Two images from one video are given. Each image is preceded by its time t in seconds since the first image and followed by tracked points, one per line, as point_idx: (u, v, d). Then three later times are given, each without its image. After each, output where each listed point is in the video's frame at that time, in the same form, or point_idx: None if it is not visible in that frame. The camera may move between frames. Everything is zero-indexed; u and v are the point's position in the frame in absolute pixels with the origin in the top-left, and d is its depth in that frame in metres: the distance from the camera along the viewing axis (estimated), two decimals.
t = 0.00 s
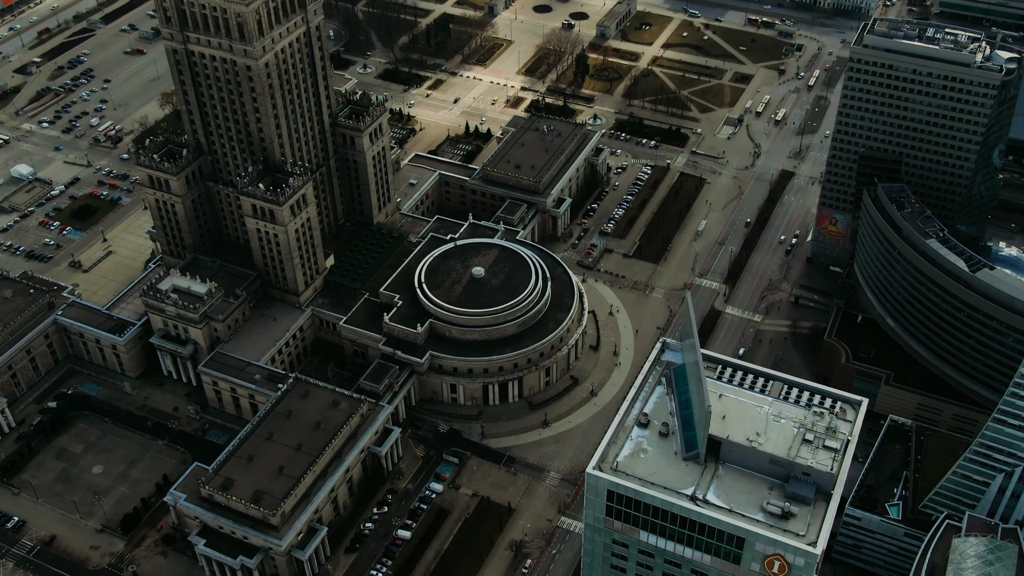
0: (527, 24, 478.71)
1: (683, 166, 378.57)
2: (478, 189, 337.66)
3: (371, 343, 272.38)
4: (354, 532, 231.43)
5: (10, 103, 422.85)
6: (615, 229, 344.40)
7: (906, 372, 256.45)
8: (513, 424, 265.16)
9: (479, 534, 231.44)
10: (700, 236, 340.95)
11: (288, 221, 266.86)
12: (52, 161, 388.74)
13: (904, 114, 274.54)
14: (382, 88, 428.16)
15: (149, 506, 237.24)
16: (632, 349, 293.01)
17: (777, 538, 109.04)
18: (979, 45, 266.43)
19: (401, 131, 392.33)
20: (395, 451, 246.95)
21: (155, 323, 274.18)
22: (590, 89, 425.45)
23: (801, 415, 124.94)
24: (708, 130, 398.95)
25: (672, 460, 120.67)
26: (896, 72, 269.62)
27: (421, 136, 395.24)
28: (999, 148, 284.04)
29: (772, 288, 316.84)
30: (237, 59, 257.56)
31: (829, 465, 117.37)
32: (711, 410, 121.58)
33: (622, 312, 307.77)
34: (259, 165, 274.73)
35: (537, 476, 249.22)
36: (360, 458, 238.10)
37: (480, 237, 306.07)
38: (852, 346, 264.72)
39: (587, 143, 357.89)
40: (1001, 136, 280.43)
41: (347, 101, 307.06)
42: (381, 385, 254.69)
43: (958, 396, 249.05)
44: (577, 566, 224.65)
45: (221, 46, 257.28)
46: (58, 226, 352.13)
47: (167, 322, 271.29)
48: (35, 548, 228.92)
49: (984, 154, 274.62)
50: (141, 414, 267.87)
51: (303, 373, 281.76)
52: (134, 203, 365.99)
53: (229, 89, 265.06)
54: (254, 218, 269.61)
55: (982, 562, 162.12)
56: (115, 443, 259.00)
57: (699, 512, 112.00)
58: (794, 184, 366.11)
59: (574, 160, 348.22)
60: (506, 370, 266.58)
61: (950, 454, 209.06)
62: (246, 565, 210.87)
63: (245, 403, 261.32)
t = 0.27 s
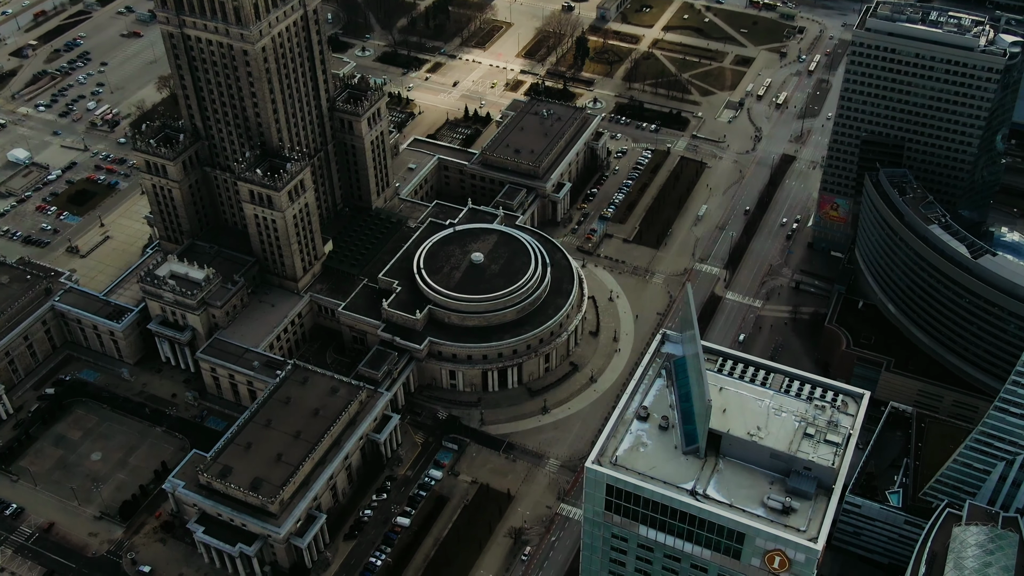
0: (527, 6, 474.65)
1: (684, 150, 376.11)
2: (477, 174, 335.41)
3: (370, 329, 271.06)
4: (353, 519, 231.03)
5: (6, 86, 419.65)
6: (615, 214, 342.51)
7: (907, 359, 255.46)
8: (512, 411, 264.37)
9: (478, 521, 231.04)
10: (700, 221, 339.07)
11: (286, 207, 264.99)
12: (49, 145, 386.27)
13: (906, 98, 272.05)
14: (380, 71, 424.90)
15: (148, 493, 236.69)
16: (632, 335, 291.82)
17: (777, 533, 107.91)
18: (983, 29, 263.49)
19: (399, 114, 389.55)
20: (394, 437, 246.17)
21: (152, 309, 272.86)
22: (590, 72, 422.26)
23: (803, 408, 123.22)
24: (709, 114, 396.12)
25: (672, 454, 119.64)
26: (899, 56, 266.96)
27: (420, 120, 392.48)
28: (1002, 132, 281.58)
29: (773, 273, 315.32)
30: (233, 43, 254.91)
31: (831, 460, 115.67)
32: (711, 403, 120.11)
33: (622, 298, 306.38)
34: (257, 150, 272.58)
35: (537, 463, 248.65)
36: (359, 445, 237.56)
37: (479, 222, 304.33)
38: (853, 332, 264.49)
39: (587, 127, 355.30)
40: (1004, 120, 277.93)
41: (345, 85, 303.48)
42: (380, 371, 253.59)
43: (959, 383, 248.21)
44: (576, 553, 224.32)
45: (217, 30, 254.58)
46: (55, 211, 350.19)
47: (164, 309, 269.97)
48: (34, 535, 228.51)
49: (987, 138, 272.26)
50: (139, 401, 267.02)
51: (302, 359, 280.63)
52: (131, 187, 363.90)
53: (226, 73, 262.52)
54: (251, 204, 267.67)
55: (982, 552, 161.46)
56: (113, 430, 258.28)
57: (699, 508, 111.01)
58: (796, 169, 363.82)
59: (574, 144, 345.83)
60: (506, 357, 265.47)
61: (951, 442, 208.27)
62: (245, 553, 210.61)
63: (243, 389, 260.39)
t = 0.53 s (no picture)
0: None
1: (684, 136, 373.82)
2: (476, 160, 333.37)
3: (368, 317, 269.87)
4: (352, 507, 230.58)
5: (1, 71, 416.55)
6: (615, 201, 340.78)
7: (907, 347, 254.58)
8: (511, 399, 263.67)
9: (477, 509, 230.65)
10: (701, 207, 337.36)
11: (283, 194, 263.23)
12: (45, 130, 383.88)
13: (909, 84, 269.82)
14: (379, 56, 421.83)
15: (146, 481, 236.16)
16: (632, 323, 290.74)
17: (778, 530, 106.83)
18: (986, 14, 260.92)
19: (398, 100, 386.96)
20: (392, 426, 245.44)
21: (150, 297, 271.60)
22: (590, 57, 419.30)
23: (804, 403, 121.80)
24: (709, 99, 393.56)
25: (671, 449, 118.69)
26: (901, 42, 264.62)
27: (418, 105, 389.91)
28: (1005, 118, 279.43)
29: (774, 260, 313.92)
30: (230, 29, 252.55)
31: (832, 455, 114.21)
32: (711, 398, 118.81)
33: (622, 285, 305.09)
34: (254, 136, 270.64)
35: (536, 451, 248.16)
36: (357, 434, 237.06)
37: (478, 209, 302.64)
38: (854, 320, 263.42)
39: (587, 112, 352.98)
40: (1007, 106, 275.77)
41: (343, 70, 299.09)
42: (378, 359, 252.59)
43: (960, 370, 247.37)
44: (576, 542, 224.05)
45: (214, 16, 252.19)
46: (52, 198, 348.31)
47: (162, 296, 268.74)
48: (32, 523, 228.06)
49: (990, 124, 270.22)
50: (137, 389, 266.21)
51: (300, 347, 279.50)
52: (128, 173, 361.95)
53: (223, 59, 260.20)
54: (249, 191, 265.89)
55: (982, 542, 160.70)
56: (111, 418, 257.58)
57: (699, 504, 110.12)
58: (797, 154, 361.76)
59: (574, 130, 343.64)
60: (505, 345, 264.50)
61: (952, 431, 207.48)
62: (244, 542, 210.32)
63: (241, 377, 259.51)
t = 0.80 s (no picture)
0: None
1: (685, 121, 371.47)
2: (476, 146, 331.26)
3: (367, 305, 268.60)
4: (351, 496, 230.15)
5: None
6: (615, 187, 338.97)
7: (908, 335, 253.92)
8: (511, 387, 262.97)
9: (476, 497, 230.27)
10: (701, 194, 335.61)
11: (281, 181, 261.49)
12: (42, 116, 381.34)
13: (911, 70, 267.61)
14: (377, 41, 418.66)
15: (145, 470, 235.62)
16: (631, 310, 289.62)
17: (778, 526, 105.77)
18: None
19: (396, 85, 384.29)
20: (391, 414, 244.75)
21: (148, 285, 270.28)
22: (590, 41, 416.17)
23: (805, 397, 120.70)
24: (710, 84, 390.89)
25: (671, 444, 117.65)
26: (904, 27, 262.25)
27: (417, 90, 387.23)
28: (1008, 104, 277.36)
29: (774, 247, 312.54)
30: (227, 15, 250.16)
31: (834, 450, 113.02)
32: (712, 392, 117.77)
33: (622, 272, 303.78)
34: (252, 123, 268.66)
35: (536, 439, 247.66)
36: (356, 422, 236.44)
37: (477, 195, 300.94)
38: (855, 307, 262.19)
39: (587, 98, 350.58)
40: (1010, 92, 273.64)
41: (341, 56, 297.33)
42: (377, 347, 251.63)
43: (961, 358, 246.67)
44: (575, 530, 223.75)
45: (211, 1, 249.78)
46: (49, 184, 346.33)
47: (160, 284, 267.42)
48: (31, 512, 227.58)
49: (992, 111, 268.22)
50: (136, 376, 265.37)
51: (298, 335, 278.49)
52: (126, 159, 359.88)
53: (220, 45, 257.95)
54: (247, 178, 264.08)
55: (983, 532, 160.04)
56: (110, 406, 256.84)
57: (699, 499, 109.10)
58: (798, 140, 359.60)
59: (574, 116, 341.40)
60: (504, 332, 263.53)
61: (952, 419, 206.71)
62: (243, 530, 209.98)
63: (240, 365, 258.62)
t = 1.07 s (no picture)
0: None
1: (685, 105, 368.80)
2: (475, 130, 328.87)
3: (366, 291, 267.12)
4: (350, 483, 229.70)
5: None
6: (615, 171, 336.86)
7: (909, 321, 253.14)
8: (510, 373, 262.20)
9: (475, 484, 229.83)
10: (702, 178, 333.59)
11: (279, 166, 259.43)
12: (39, 100, 378.48)
13: (914, 53, 264.89)
14: (376, 23, 415.06)
15: (143, 457, 235.04)
16: (631, 296, 288.31)
17: (779, 523, 104.71)
18: None
19: (395, 68, 381.25)
20: (390, 401, 243.96)
21: (145, 271, 268.73)
22: (590, 24, 412.67)
23: (807, 391, 119.21)
24: (711, 67, 387.88)
25: (671, 438, 116.54)
26: (907, 10, 259.48)
27: (416, 74, 384.22)
28: (1011, 88, 274.77)
29: (775, 232, 310.93)
30: None
31: (835, 445, 111.63)
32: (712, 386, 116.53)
33: (622, 257, 302.29)
34: (249, 108, 266.35)
35: (535, 426, 247.06)
36: (355, 409, 235.69)
37: (476, 180, 298.87)
38: (856, 293, 261.16)
39: (587, 81, 347.85)
40: (1013, 75, 271.06)
41: (339, 40, 295.03)
42: (376, 334, 250.45)
43: (962, 345, 245.81)
44: (574, 518, 223.31)
45: None
46: (46, 169, 344.06)
47: (157, 270, 265.87)
48: (29, 499, 227.06)
49: (996, 95, 265.69)
50: (134, 363, 264.41)
51: (297, 321, 277.39)
52: (123, 143, 357.56)
53: (216, 29, 255.35)
54: (244, 163, 261.97)
55: (983, 521, 159.59)
56: (108, 393, 256.08)
57: (698, 495, 108.07)
58: (799, 124, 357.14)
59: (574, 99, 338.81)
60: (503, 319, 262.41)
61: (953, 406, 205.92)
62: (242, 518, 209.51)
63: (238, 352, 257.52)
